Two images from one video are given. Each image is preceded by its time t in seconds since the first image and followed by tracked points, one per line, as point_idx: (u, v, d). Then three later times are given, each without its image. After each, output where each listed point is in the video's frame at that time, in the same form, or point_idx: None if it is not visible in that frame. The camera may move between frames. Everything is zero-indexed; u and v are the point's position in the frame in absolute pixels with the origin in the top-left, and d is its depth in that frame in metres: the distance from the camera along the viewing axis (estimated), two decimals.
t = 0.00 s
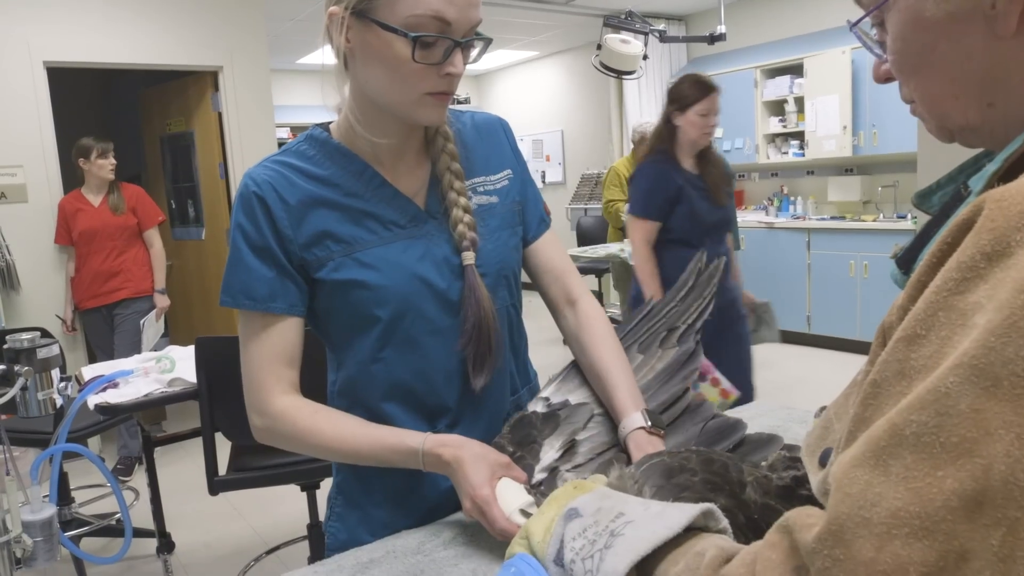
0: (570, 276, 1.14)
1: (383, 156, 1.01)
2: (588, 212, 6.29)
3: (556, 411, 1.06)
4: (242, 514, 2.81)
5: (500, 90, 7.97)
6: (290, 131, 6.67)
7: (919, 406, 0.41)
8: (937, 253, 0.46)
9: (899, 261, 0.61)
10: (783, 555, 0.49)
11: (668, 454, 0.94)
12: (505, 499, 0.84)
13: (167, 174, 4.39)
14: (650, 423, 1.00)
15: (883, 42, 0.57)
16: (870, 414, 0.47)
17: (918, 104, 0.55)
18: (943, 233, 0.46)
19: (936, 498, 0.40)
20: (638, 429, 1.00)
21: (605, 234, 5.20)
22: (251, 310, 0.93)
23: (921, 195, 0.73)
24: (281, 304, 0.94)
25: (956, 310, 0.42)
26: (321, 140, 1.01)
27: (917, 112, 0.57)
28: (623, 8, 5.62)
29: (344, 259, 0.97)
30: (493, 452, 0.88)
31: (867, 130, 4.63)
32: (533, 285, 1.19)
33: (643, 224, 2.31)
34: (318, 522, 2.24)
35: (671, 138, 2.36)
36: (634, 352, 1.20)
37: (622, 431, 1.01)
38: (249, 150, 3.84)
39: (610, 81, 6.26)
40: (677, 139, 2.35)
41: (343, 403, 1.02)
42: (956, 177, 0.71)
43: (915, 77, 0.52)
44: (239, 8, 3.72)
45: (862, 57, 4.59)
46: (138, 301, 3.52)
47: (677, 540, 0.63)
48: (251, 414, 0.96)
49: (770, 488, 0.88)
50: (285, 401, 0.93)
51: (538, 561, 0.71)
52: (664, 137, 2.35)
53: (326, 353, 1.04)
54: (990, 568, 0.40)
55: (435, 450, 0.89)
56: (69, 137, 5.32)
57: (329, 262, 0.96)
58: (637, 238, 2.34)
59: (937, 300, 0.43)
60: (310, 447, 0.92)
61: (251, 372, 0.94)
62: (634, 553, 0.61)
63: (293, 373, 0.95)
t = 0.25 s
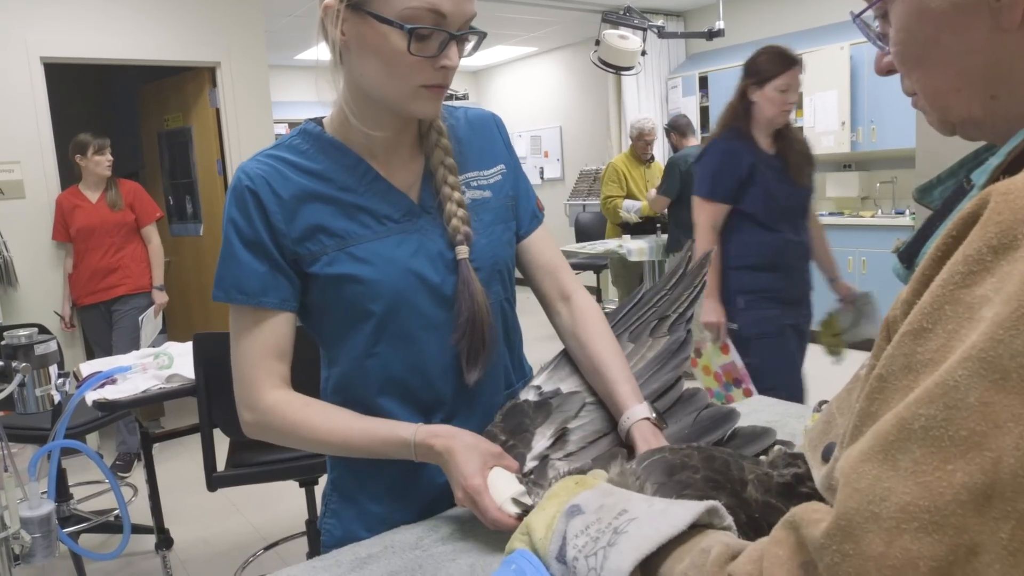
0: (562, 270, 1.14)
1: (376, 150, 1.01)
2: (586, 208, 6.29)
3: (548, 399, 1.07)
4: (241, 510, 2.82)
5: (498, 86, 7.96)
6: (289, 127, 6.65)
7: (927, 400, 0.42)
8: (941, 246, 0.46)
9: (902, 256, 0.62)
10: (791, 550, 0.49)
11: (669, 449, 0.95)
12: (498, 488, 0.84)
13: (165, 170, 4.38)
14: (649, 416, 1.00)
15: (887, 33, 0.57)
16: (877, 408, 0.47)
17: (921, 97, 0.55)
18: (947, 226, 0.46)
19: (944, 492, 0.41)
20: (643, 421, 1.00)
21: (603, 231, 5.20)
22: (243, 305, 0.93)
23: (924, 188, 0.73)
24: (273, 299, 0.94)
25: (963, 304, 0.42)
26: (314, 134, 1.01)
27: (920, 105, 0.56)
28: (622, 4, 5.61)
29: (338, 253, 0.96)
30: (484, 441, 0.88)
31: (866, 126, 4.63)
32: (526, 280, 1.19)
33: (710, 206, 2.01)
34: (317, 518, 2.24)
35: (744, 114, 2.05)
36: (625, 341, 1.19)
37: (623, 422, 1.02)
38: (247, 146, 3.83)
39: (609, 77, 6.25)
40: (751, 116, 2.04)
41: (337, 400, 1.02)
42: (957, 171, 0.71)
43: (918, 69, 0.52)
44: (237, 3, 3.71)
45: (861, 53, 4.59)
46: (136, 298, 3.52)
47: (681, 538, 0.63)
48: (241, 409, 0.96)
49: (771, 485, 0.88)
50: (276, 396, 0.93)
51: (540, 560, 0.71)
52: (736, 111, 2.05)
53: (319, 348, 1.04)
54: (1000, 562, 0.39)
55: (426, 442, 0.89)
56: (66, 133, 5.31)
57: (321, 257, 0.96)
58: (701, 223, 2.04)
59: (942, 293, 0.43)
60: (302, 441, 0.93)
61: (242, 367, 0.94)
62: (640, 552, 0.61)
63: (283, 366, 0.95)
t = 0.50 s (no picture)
0: (551, 267, 1.15)
1: (369, 143, 1.01)
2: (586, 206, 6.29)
3: (538, 391, 1.08)
4: (239, 506, 2.82)
5: (499, 84, 7.96)
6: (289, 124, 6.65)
7: (937, 397, 0.42)
8: (951, 243, 0.46)
9: (908, 253, 0.61)
10: (798, 549, 0.49)
11: (668, 447, 0.95)
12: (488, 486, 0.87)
13: (165, 166, 4.38)
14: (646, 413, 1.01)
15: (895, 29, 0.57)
16: (885, 406, 0.47)
17: (928, 92, 0.54)
18: (957, 224, 0.46)
19: (954, 490, 0.41)
20: (638, 418, 1.01)
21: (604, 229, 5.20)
22: (232, 296, 0.93)
23: (928, 186, 0.73)
24: (263, 290, 0.94)
25: (973, 301, 0.43)
26: (307, 126, 1.01)
27: (927, 102, 0.56)
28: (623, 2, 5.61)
29: (330, 247, 0.97)
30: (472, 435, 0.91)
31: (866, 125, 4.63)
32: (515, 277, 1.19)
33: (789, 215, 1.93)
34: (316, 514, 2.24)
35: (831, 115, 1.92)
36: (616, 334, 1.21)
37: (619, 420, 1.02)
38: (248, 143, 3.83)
39: (610, 75, 6.25)
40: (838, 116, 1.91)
41: (325, 393, 1.02)
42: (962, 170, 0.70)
43: (926, 64, 0.52)
44: None
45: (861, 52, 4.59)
46: (137, 294, 3.52)
47: (684, 538, 0.63)
48: (226, 403, 0.96)
49: (771, 483, 0.89)
50: (262, 387, 0.93)
51: (539, 555, 0.71)
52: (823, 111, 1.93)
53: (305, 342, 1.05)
54: (1010, 560, 0.39)
55: (414, 435, 0.92)
56: (67, 129, 5.31)
57: (311, 250, 0.96)
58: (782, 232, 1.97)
59: (951, 291, 0.44)
60: (290, 435, 0.93)
61: (227, 360, 0.94)
62: (643, 551, 0.61)
63: (270, 359, 0.95)
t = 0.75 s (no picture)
0: (531, 265, 1.16)
1: (354, 137, 1.02)
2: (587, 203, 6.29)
3: (521, 383, 1.11)
4: (239, 503, 2.82)
5: (499, 81, 7.94)
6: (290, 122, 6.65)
7: (934, 395, 0.42)
8: (952, 239, 0.46)
9: (910, 248, 0.61)
10: (795, 546, 0.49)
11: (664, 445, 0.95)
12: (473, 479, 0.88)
13: (166, 163, 4.38)
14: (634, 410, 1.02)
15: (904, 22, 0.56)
16: (884, 403, 0.47)
17: (934, 87, 0.54)
18: (958, 220, 0.45)
19: (951, 488, 0.41)
20: (623, 416, 1.01)
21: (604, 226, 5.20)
22: (212, 289, 0.92)
23: (934, 181, 0.72)
24: (245, 282, 0.94)
25: (972, 299, 0.42)
26: (290, 119, 1.02)
27: (934, 96, 0.55)
28: None
29: (312, 241, 0.97)
30: (456, 428, 0.92)
31: (867, 122, 4.62)
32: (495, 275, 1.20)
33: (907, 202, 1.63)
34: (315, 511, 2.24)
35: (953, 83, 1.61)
36: (597, 323, 1.23)
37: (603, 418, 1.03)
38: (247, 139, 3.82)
39: (610, 73, 6.24)
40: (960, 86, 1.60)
41: (301, 386, 1.02)
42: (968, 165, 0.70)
43: (934, 57, 0.51)
44: None
45: (863, 49, 4.58)
46: (138, 291, 3.53)
47: (682, 536, 0.63)
48: (204, 399, 0.96)
49: (768, 481, 0.90)
50: (241, 382, 0.93)
51: (537, 549, 0.71)
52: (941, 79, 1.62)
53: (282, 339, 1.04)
54: (1006, 558, 0.39)
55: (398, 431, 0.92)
56: (67, 126, 5.30)
57: (293, 243, 0.96)
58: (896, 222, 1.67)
59: (952, 288, 0.43)
60: (271, 431, 0.93)
61: (205, 355, 0.93)
62: (640, 549, 0.61)
63: (250, 353, 0.95)
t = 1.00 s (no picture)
0: (508, 271, 1.17)
1: (334, 144, 1.03)
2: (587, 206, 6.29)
3: (502, 385, 1.13)
4: (238, 506, 2.82)
5: (499, 84, 7.95)
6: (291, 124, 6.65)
7: (932, 401, 0.42)
8: (951, 244, 0.46)
9: (909, 252, 0.61)
10: (790, 553, 0.49)
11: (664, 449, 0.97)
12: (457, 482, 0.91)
13: (166, 166, 4.38)
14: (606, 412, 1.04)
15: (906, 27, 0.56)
16: (882, 408, 0.47)
17: (936, 92, 0.53)
18: (956, 225, 0.45)
19: (948, 495, 0.41)
20: (598, 418, 1.03)
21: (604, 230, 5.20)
22: (191, 292, 0.92)
23: (934, 185, 0.72)
24: (225, 286, 0.94)
25: (970, 304, 0.42)
26: (271, 124, 1.03)
27: (936, 101, 0.55)
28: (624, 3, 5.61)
29: (292, 247, 0.97)
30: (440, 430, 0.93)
31: (867, 126, 4.63)
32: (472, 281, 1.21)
33: None
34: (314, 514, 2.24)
35: None
36: (575, 323, 1.25)
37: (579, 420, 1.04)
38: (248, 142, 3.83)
39: (610, 77, 6.25)
40: None
41: (275, 389, 1.03)
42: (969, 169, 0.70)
43: (936, 61, 0.51)
44: None
45: (862, 54, 4.58)
46: (139, 294, 3.53)
47: (681, 542, 0.63)
48: (181, 404, 0.95)
49: (766, 485, 0.93)
50: (220, 388, 0.93)
51: (538, 554, 0.71)
52: None
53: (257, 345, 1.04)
54: (1003, 565, 0.39)
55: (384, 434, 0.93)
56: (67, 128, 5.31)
57: (273, 248, 0.97)
58: None
59: (950, 293, 0.43)
60: (253, 436, 0.93)
61: (183, 360, 0.93)
62: (639, 554, 0.61)
63: (229, 359, 0.94)
